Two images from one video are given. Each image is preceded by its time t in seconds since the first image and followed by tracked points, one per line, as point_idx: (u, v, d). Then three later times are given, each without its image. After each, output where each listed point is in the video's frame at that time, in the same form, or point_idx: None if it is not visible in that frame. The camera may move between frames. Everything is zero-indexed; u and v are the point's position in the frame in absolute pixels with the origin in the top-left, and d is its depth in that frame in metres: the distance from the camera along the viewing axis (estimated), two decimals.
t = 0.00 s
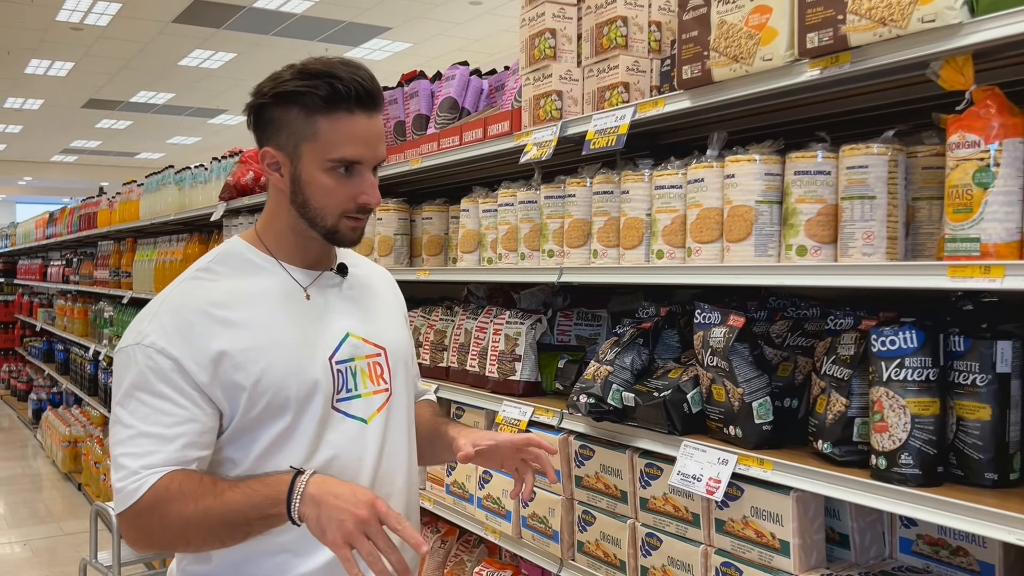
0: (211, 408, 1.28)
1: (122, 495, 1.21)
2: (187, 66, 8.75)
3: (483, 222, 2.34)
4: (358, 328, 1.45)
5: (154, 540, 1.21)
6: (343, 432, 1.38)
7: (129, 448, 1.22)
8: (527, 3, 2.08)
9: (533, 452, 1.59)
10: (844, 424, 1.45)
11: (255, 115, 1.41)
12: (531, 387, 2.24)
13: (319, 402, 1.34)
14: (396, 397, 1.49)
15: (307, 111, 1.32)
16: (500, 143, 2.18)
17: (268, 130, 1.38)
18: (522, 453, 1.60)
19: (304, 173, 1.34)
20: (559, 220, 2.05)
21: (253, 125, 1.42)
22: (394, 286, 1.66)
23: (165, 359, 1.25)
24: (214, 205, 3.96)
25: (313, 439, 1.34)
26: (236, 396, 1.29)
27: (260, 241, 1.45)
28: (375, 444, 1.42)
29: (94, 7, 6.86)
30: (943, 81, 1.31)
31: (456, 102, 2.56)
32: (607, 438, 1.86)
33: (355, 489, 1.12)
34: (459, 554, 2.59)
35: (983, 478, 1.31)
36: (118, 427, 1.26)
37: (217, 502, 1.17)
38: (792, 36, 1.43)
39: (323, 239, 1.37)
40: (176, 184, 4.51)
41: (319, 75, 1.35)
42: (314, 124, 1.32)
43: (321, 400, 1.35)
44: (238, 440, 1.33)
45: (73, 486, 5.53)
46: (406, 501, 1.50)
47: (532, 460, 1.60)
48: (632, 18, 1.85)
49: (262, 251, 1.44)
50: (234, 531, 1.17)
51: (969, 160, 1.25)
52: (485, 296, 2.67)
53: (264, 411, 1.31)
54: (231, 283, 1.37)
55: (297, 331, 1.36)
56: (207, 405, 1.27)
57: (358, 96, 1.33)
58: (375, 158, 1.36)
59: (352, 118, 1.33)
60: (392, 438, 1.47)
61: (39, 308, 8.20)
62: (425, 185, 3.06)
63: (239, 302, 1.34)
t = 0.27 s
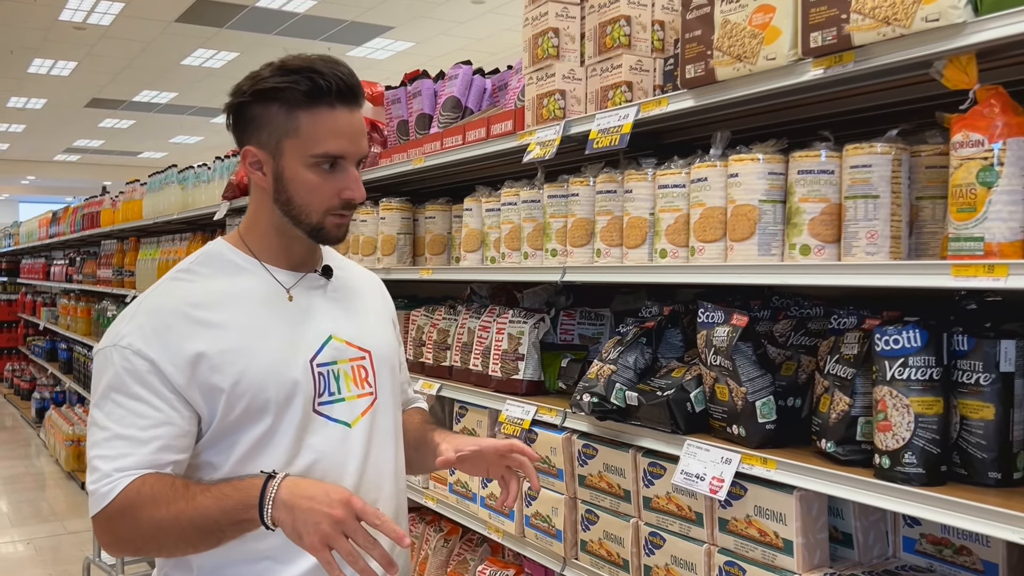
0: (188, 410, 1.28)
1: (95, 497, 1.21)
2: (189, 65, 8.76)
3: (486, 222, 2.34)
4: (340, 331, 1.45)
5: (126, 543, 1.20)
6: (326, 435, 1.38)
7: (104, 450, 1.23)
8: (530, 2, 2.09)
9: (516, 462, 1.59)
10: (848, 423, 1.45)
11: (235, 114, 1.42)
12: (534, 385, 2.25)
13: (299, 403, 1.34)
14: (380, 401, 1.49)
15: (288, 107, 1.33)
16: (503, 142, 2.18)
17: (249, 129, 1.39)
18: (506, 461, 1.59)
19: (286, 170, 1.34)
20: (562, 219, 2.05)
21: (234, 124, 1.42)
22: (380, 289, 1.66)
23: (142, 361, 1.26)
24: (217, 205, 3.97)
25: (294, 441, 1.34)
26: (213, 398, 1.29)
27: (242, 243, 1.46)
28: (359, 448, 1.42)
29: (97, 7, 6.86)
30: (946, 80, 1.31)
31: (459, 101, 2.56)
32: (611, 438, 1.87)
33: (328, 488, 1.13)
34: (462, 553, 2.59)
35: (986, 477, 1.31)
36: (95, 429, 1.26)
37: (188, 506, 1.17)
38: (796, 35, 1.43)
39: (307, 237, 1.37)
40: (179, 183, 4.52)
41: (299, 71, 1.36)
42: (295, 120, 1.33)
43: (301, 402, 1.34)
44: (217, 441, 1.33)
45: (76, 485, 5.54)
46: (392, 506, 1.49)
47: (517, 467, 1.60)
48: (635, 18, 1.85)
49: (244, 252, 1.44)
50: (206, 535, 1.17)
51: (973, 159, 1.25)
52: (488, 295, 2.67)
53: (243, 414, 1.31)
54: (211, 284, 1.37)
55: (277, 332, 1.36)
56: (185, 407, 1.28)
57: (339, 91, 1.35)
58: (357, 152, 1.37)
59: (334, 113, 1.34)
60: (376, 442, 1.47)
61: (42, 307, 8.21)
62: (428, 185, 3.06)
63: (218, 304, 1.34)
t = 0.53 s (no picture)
0: (194, 413, 1.27)
1: (102, 504, 1.19)
2: (191, 65, 8.77)
3: (489, 220, 2.34)
4: (339, 330, 1.46)
5: (139, 549, 1.19)
6: (328, 433, 1.39)
7: (110, 455, 1.21)
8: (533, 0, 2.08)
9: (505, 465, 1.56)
10: (851, 422, 1.45)
11: (229, 113, 1.42)
12: (537, 384, 2.25)
13: (302, 402, 1.34)
14: (378, 399, 1.50)
15: (284, 103, 1.33)
16: (506, 141, 2.18)
17: (244, 127, 1.38)
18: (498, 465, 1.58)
19: (284, 166, 1.34)
20: (565, 217, 2.05)
21: (227, 123, 1.42)
22: (372, 288, 1.67)
23: (147, 363, 1.24)
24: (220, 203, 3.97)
25: (297, 440, 1.34)
26: (218, 399, 1.29)
27: (239, 244, 1.45)
28: (360, 446, 1.43)
29: (99, 6, 6.87)
30: (950, 78, 1.31)
31: (461, 99, 2.56)
32: (614, 436, 1.87)
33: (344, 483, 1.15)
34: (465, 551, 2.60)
35: (990, 476, 1.31)
36: (97, 434, 1.24)
37: (202, 507, 1.17)
38: (799, 33, 1.43)
39: (308, 233, 1.37)
40: (181, 183, 4.52)
41: (294, 66, 1.36)
42: (293, 115, 1.33)
43: (304, 401, 1.35)
44: (221, 444, 1.32)
45: (79, 484, 5.55)
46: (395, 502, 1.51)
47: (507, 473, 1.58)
48: (638, 16, 1.85)
49: (242, 252, 1.44)
50: (222, 536, 1.17)
51: (977, 158, 1.25)
52: (490, 294, 2.67)
53: (248, 415, 1.31)
54: (213, 286, 1.36)
55: (279, 333, 1.36)
56: (190, 410, 1.26)
57: (335, 86, 1.35)
58: (353, 147, 1.37)
59: (330, 108, 1.34)
60: (375, 441, 1.48)
61: (45, 306, 8.23)
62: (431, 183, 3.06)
63: (221, 305, 1.33)
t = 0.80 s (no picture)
0: (218, 393, 1.26)
1: (133, 487, 1.18)
2: (185, 56, 8.71)
3: (484, 212, 2.33)
4: (352, 313, 1.45)
5: (174, 536, 1.18)
6: (341, 416, 1.38)
7: (138, 437, 1.19)
8: None
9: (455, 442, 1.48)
10: (847, 413, 1.45)
11: (237, 107, 1.41)
12: (532, 376, 2.24)
13: (319, 383, 1.34)
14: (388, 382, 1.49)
15: (290, 93, 1.32)
16: (501, 131, 2.17)
17: (252, 119, 1.37)
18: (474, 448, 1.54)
19: (293, 155, 1.33)
20: (560, 209, 2.04)
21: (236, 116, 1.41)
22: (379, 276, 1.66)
23: (172, 345, 1.23)
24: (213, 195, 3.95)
25: (313, 422, 1.34)
26: (239, 379, 1.28)
27: (253, 232, 1.44)
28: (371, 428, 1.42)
29: None
30: (949, 67, 1.30)
31: (457, 90, 2.54)
32: (609, 428, 1.86)
33: (365, 453, 1.21)
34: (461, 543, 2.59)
35: (988, 466, 1.31)
36: (123, 419, 1.22)
37: (245, 502, 1.17)
38: (797, 22, 1.42)
39: (321, 219, 1.36)
40: (174, 175, 4.49)
41: (297, 56, 1.35)
42: (299, 104, 1.31)
43: (321, 381, 1.34)
44: (241, 427, 1.31)
45: (72, 477, 5.53)
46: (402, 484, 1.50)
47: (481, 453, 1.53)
48: (634, 6, 1.84)
49: (256, 241, 1.42)
50: (262, 529, 1.18)
51: (976, 147, 1.24)
52: (485, 286, 2.66)
53: (267, 395, 1.30)
54: (234, 269, 1.35)
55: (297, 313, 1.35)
56: (215, 390, 1.25)
57: (338, 72, 1.33)
58: (361, 132, 1.35)
59: (334, 95, 1.32)
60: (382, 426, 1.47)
61: (38, 299, 8.19)
62: (425, 174, 3.04)
63: (241, 287, 1.32)
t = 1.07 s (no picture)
0: (205, 388, 1.27)
1: (117, 476, 1.20)
2: (185, 54, 8.71)
3: (484, 210, 2.33)
4: (352, 314, 1.43)
5: (155, 521, 1.21)
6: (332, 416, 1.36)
7: (124, 428, 1.22)
8: None
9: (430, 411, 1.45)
10: (846, 412, 1.45)
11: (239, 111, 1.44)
12: (531, 375, 2.24)
13: (307, 383, 1.33)
14: (390, 384, 1.46)
15: (272, 89, 1.33)
16: (500, 130, 2.17)
17: (246, 119, 1.39)
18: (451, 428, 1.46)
19: (277, 150, 1.33)
20: (559, 207, 2.04)
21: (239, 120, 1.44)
22: (400, 277, 1.63)
23: (162, 338, 1.25)
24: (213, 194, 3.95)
25: (301, 421, 1.33)
26: (227, 375, 1.28)
27: (257, 229, 1.45)
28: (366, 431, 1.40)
29: None
30: (948, 66, 1.30)
31: (456, 88, 2.54)
32: (608, 427, 1.86)
33: (332, 444, 1.17)
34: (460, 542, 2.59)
35: (986, 465, 1.31)
36: (116, 408, 1.25)
37: (219, 492, 1.18)
38: (796, 21, 1.42)
39: (307, 216, 1.35)
40: (174, 173, 4.49)
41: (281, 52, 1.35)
42: (279, 99, 1.32)
43: (310, 381, 1.33)
44: (231, 423, 1.32)
45: (73, 475, 5.53)
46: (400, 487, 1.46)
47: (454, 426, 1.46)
48: (633, 4, 1.83)
49: (258, 239, 1.42)
50: (238, 518, 1.19)
51: (974, 146, 1.24)
52: (485, 285, 2.66)
53: (255, 392, 1.30)
54: (231, 265, 1.36)
55: (290, 311, 1.35)
56: (202, 385, 1.27)
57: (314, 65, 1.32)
58: (342, 124, 1.33)
59: (311, 88, 1.31)
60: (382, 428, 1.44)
61: (38, 297, 8.19)
62: (425, 173, 3.04)
63: (234, 284, 1.33)
